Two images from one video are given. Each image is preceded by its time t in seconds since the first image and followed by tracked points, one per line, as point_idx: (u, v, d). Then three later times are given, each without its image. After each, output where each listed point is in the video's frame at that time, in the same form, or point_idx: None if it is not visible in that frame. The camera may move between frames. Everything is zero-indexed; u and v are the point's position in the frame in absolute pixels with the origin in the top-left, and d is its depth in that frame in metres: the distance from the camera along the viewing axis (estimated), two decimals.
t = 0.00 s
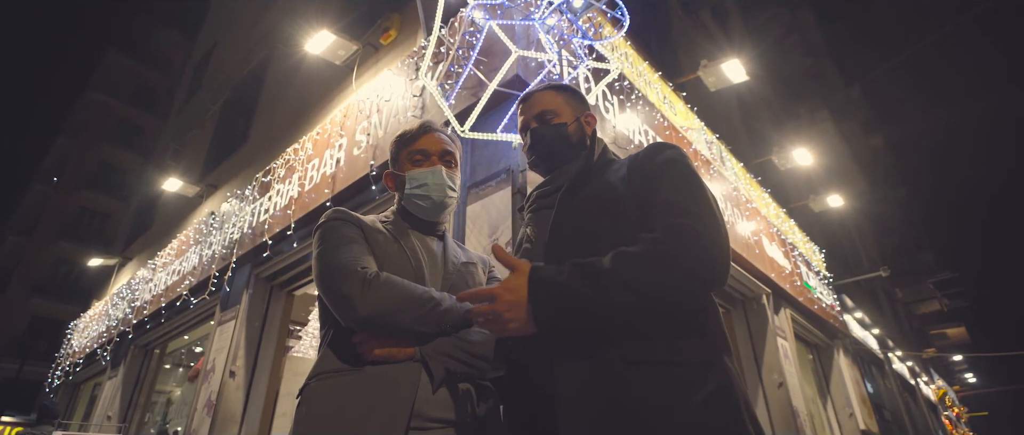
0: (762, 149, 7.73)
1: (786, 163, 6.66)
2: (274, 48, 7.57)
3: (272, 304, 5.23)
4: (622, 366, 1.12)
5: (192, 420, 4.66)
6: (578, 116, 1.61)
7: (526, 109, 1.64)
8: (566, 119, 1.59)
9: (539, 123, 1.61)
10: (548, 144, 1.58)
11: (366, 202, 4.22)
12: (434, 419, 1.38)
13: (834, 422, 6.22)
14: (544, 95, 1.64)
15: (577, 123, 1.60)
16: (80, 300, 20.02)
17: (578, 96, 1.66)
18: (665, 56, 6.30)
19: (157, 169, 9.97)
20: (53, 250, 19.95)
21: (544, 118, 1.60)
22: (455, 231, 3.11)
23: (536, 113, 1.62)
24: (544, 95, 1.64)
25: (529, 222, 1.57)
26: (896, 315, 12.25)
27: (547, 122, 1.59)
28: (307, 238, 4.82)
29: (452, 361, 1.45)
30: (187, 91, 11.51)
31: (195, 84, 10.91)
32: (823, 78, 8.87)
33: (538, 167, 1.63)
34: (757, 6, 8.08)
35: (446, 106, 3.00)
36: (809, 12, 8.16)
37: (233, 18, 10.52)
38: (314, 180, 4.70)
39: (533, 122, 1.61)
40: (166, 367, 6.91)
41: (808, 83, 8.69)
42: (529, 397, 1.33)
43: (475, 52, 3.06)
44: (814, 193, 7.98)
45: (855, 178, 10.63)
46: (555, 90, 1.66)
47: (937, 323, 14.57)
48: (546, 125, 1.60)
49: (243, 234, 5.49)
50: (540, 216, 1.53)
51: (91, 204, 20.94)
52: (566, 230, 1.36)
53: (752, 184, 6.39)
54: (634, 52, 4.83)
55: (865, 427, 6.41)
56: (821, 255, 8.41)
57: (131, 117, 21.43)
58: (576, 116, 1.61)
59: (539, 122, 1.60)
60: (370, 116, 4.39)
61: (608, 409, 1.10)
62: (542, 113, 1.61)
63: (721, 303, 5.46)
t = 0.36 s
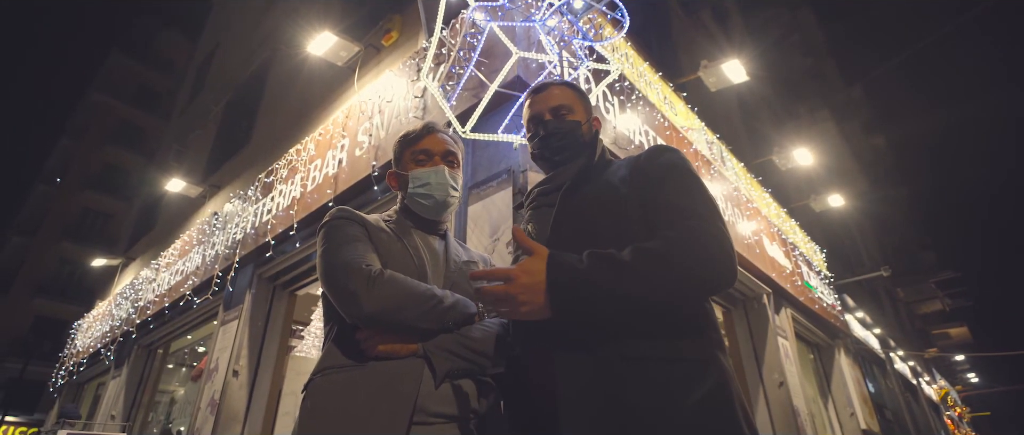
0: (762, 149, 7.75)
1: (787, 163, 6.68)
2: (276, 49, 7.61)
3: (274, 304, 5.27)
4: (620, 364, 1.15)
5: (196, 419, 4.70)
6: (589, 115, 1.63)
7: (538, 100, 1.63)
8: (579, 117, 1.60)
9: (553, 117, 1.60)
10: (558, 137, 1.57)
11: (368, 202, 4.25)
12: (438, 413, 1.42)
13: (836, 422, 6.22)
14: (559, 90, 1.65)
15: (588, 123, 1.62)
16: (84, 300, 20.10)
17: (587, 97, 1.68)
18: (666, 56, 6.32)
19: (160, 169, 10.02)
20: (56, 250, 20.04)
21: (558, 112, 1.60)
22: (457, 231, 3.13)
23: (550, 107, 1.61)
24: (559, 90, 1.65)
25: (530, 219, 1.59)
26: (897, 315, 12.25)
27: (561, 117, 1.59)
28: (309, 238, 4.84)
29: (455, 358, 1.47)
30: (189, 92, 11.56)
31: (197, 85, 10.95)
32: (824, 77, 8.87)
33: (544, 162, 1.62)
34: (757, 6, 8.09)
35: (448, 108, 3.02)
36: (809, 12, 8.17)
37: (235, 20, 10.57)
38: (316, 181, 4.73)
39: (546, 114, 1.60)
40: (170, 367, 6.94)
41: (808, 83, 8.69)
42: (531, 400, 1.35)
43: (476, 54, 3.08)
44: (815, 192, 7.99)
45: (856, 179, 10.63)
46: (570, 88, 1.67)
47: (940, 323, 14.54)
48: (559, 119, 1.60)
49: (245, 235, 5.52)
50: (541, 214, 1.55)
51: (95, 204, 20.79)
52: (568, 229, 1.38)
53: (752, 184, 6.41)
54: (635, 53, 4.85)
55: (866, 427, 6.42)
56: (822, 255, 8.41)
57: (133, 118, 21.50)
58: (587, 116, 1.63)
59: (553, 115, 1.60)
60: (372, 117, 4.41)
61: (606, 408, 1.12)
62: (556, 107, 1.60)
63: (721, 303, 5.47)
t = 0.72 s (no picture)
0: (762, 149, 7.77)
1: (786, 163, 6.70)
2: (277, 50, 7.63)
3: (275, 304, 5.28)
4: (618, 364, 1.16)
5: (197, 419, 4.72)
6: (594, 117, 1.65)
7: (544, 99, 1.65)
8: (583, 119, 1.62)
9: (558, 116, 1.62)
10: (563, 137, 1.59)
11: (369, 203, 4.27)
12: (438, 410, 1.43)
13: (835, 422, 6.23)
14: (566, 91, 1.66)
15: (591, 124, 1.64)
16: (84, 300, 20.10)
17: (591, 98, 1.69)
18: (665, 57, 6.34)
19: (162, 170, 10.05)
20: (57, 251, 20.08)
21: (563, 113, 1.62)
22: (457, 231, 3.16)
23: (556, 107, 1.63)
24: (566, 91, 1.66)
25: (530, 219, 1.61)
26: (897, 315, 12.27)
27: (566, 117, 1.61)
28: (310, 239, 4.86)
29: (455, 356, 1.47)
30: (190, 92, 11.58)
31: (198, 86, 10.98)
32: (824, 78, 8.90)
33: (546, 161, 1.64)
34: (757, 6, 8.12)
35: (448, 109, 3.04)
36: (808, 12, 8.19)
37: (236, 20, 10.60)
38: (318, 182, 4.75)
39: (552, 114, 1.62)
40: (171, 367, 6.95)
41: (808, 83, 8.71)
42: (533, 401, 1.36)
43: (477, 55, 3.10)
44: (815, 193, 8.01)
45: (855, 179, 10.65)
46: (576, 89, 1.69)
47: (940, 323, 14.56)
48: (565, 120, 1.61)
49: (246, 235, 5.54)
50: (541, 213, 1.57)
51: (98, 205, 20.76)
52: (569, 231, 1.39)
53: (752, 184, 6.43)
54: (635, 54, 4.88)
55: (865, 426, 6.43)
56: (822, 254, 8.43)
57: (134, 119, 21.54)
58: (591, 118, 1.65)
59: (558, 116, 1.62)
60: (373, 118, 4.43)
61: (604, 408, 1.14)
62: (562, 108, 1.62)
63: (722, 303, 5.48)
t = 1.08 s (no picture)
0: (761, 150, 7.79)
1: (785, 163, 6.72)
2: (277, 50, 7.66)
3: (276, 305, 5.30)
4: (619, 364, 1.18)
5: (198, 419, 4.74)
6: (591, 119, 1.67)
7: (542, 101, 1.68)
8: (580, 121, 1.64)
9: (555, 118, 1.64)
10: (561, 139, 1.61)
11: (369, 203, 4.28)
12: (438, 407, 1.42)
13: (834, 422, 6.24)
14: (564, 93, 1.68)
15: (589, 126, 1.66)
16: (83, 300, 20.09)
17: (588, 99, 1.71)
18: (665, 58, 6.36)
19: (162, 170, 10.07)
20: (57, 251, 20.10)
21: (561, 114, 1.64)
22: (457, 231, 3.18)
23: (554, 108, 1.65)
24: (563, 92, 1.68)
25: (529, 219, 1.63)
26: (896, 315, 12.28)
27: (564, 119, 1.63)
28: (311, 239, 4.87)
29: (455, 353, 1.51)
30: (190, 92, 11.60)
31: (199, 86, 11.00)
32: (823, 79, 8.92)
33: (544, 161, 1.66)
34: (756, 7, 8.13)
35: (448, 110, 3.05)
36: (807, 13, 8.21)
37: (236, 21, 10.61)
38: (318, 182, 4.77)
39: (550, 115, 1.64)
40: (171, 367, 6.96)
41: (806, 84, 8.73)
42: (536, 402, 1.37)
43: (476, 56, 3.12)
44: (814, 193, 8.03)
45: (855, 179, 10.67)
46: (574, 90, 1.70)
47: (940, 323, 14.59)
48: (563, 122, 1.63)
49: (247, 235, 5.56)
50: (541, 213, 1.59)
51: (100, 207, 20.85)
52: (567, 230, 1.42)
53: (750, 184, 6.46)
54: (633, 55, 4.90)
55: (864, 426, 6.43)
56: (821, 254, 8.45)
57: (133, 119, 21.55)
58: (589, 119, 1.67)
59: (555, 118, 1.64)
60: (373, 119, 4.45)
61: (604, 407, 1.16)
62: (560, 109, 1.64)
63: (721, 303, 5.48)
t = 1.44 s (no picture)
0: (760, 150, 7.81)
1: (783, 163, 6.74)
2: (276, 51, 7.67)
3: (276, 305, 5.31)
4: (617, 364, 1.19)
5: (198, 419, 4.75)
6: (587, 121, 1.68)
7: (540, 103, 1.69)
8: (577, 122, 1.66)
9: (552, 120, 1.66)
10: (559, 140, 1.63)
11: (369, 204, 4.30)
12: (437, 404, 1.44)
13: (833, 421, 6.25)
14: (561, 95, 1.69)
15: (586, 128, 1.68)
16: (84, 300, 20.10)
17: (584, 101, 1.73)
18: (664, 58, 6.38)
19: (162, 170, 10.09)
20: (57, 251, 20.14)
21: (558, 116, 1.65)
22: (456, 231, 3.20)
23: (551, 110, 1.67)
24: (561, 94, 1.70)
25: (527, 219, 1.65)
26: (895, 314, 12.31)
27: (561, 121, 1.65)
28: (311, 239, 4.88)
29: (455, 350, 1.53)
30: (190, 93, 11.63)
31: (199, 86, 11.01)
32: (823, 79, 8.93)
33: (542, 162, 1.67)
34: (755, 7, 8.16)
35: (447, 111, 3.07)
36: (807, 13, 8.23)
37: (235, 22, 10.63)
38: (317, 182, 4.79)
39: (547, 117, 1.66)
40: (171, 367, 6.98)
41: (805, 84, 8.75)
42: (536, 402, 1.39)
43: (475, 58, 3.13)
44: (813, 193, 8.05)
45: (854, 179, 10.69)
46: (571, 93, 1.72)
47: (939, 322, 14.62)
48: (561, 124, 1.65)
49: (246, 236, 5.58)
50: (539, 214, 1.61)
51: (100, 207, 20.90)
52: (565, 230, 1.43)
53: (749, 184, 6.47)
54: (632, 56, 4.92)
55: (863, 425, 6.45)
56: (820, 254, 8.47)
57: (133, 119, 21.59)
58: (586, 120, 1.69)
59: (552, 120, 1.65)
60: (373, 120, 4.46)
61: (603, 406, 1.17)
62: (557, 111, 1.66)
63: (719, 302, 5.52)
